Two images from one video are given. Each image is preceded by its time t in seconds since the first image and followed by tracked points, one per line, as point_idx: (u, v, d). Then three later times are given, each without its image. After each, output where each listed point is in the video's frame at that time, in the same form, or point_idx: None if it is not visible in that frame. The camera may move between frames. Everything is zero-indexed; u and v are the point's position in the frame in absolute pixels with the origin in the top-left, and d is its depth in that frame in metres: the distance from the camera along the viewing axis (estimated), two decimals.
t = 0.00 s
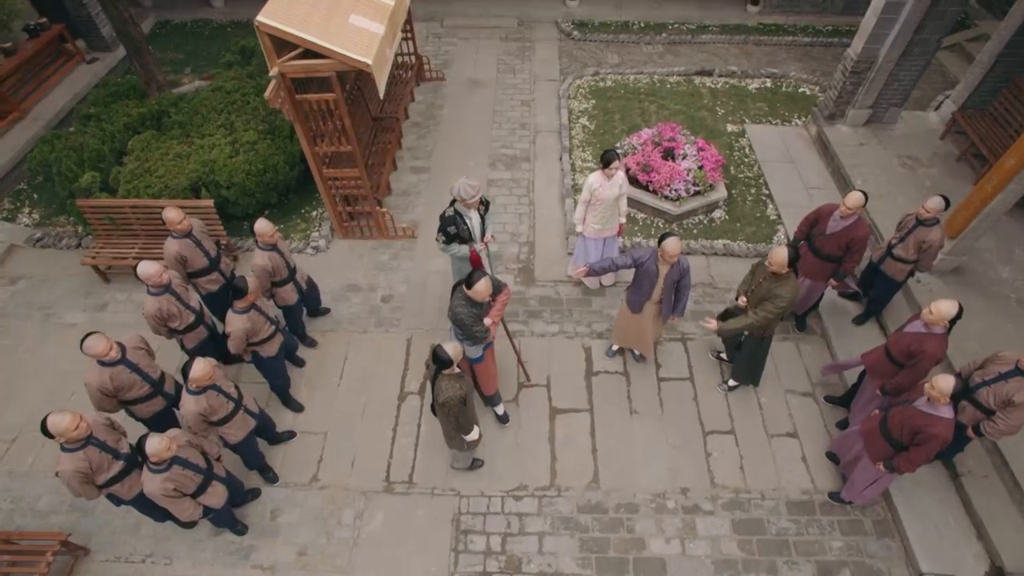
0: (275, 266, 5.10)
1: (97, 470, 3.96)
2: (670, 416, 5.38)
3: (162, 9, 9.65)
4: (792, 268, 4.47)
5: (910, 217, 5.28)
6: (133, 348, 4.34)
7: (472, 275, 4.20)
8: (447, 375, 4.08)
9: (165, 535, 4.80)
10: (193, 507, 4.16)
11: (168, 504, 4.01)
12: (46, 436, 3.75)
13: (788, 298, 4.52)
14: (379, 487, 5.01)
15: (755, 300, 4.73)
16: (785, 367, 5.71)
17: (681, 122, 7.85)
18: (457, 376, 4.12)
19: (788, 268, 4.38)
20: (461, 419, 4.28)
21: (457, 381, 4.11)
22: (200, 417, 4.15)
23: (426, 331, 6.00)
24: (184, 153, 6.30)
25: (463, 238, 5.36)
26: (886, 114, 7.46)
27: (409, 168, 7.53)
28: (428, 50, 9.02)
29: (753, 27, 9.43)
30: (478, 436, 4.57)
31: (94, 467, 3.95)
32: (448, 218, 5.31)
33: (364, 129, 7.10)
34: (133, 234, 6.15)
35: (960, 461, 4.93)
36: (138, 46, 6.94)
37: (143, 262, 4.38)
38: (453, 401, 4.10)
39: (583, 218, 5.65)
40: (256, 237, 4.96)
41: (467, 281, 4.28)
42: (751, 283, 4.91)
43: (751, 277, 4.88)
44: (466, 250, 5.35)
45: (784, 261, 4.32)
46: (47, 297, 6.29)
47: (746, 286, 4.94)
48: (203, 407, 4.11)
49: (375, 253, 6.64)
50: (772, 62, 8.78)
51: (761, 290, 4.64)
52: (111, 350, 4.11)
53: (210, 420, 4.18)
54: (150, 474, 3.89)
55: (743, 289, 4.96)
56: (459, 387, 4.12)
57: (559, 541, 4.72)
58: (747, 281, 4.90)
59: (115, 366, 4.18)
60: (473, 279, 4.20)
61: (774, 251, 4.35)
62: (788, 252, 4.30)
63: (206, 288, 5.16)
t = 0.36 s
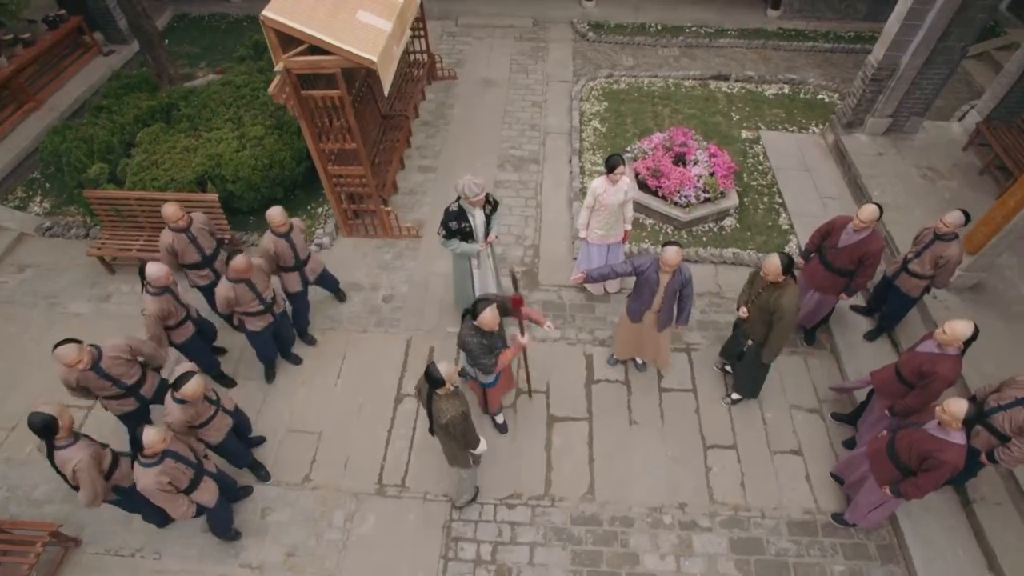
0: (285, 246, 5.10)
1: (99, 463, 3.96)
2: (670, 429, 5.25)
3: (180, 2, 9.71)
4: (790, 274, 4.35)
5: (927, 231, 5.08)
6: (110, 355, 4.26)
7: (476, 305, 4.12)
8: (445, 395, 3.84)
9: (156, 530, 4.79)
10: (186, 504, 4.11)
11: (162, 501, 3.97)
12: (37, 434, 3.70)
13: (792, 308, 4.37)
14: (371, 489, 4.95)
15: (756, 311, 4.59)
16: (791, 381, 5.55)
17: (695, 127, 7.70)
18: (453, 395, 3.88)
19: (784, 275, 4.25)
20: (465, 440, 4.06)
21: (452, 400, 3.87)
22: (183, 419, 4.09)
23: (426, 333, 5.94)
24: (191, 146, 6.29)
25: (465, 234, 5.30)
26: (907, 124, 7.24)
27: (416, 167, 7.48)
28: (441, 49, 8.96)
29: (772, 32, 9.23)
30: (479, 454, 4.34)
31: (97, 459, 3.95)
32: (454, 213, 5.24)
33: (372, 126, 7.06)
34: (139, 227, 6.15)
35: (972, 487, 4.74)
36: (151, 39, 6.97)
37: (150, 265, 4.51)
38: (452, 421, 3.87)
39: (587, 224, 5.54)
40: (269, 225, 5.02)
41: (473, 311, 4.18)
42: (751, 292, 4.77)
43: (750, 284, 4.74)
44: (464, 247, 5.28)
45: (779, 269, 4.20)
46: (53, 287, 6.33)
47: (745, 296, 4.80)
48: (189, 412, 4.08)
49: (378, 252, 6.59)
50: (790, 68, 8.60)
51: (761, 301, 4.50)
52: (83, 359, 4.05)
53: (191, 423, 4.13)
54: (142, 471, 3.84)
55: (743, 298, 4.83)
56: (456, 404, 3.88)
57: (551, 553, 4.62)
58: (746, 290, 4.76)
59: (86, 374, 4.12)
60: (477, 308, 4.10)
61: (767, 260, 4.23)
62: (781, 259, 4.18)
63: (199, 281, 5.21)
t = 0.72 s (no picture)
0: (303, 216, 5.23)
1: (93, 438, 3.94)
2: (677, 443, 5.11)
3: None
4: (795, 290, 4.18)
5: (961, 252, 4.84)
6: (59, 350, 4.22)
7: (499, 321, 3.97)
8: (451, 430, 3.73)
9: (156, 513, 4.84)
10: (211, 512, 3.95)
11: (185, 511, 3.79)
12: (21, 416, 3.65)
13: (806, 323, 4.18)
14: (369, 487, 4.91)
15: (767, 329, 4.37)
16: (807, 401, 5.35)
17: (721, 134, 7.52)
18: (458, 428, 3.75)
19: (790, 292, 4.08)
20: (471, 470, 3.96)
21: (458, 436, 3.74)
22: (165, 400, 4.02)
23: (435, 332, 5.89)
24: (214, 134, 6.34)
25: (484, 224, 5.23)
26: (945, 139, 6.94)
27: (436, 164, 7.44)
28: (468, 46, 8.92)
29: (808, 39, 8.96)
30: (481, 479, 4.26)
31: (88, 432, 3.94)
32: (476, 202, 5.17)
33: (393, 122, 7.05)
34: (159, 212, 6.22)
35: (994, 524, 4.50)
36: (181, 28, 7.06)
37: (138, 242, 4.67)
38: (463, 454, 3.75)
39: (601, 229, 5.46)
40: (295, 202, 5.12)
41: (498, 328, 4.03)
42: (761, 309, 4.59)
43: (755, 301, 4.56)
44: (483, 237, 5.20)
45: (781, 288, 4.05)
46: (75, 267, 6.45)
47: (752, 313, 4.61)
48: (173, 389, 4.03)
49: (392, 248, 6.57)
50: (825, 78, 8.34)
51: (770, 320, 4.33)
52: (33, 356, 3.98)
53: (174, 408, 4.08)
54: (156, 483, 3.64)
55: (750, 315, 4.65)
56: (465, 437, 3.77)
57: (546, 563, 4.52)
58: (751, 309, 4.59)
59: (42, 373, 4.06)
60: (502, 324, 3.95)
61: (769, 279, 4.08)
62: (782, 277, 4.04)
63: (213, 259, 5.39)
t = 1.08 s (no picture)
0: (319, 199, 5.21)
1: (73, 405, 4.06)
2: (685, 459, 4.96)
3: None
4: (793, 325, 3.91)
5: (1001, 278, 4.57)
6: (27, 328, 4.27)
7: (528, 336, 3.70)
8: (444, 447, 3.62)
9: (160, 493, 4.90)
10: (212, 511, 3.97)
11: (191, 514, 3.79)
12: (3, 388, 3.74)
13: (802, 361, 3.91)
14: (369, 481, 4.89)
15: (759, 363, 4.15)
16: (824, 424, 5.14)
17: (752, 143, 7.31)
18: (452, 441, 3.66)
19: (785, 329, 3.84)
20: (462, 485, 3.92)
21: (453, 449, 3.67)
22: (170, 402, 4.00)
23: (446, 329, 5.85)
24: (240, 121, 6.40)
25: (502, 216, 5.26)
26: (990, 158, 6.62)
27: (459, 161, 7.40)
28: (499, 44, 8.85)
29: (851, 49, 8.66)
30: (476, 491, 4.28)
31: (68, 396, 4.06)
32: (498, 193, 5.19)
33: (418, 116, 7.03)
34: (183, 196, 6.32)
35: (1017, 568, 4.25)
36: (216, 15, 7.14)
37: (131, 206, 4.85)
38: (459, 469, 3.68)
39: (617, 234, 5.34)
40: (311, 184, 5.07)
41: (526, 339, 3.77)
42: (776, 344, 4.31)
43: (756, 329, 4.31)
44: (499, 229, 5.22)
45: (777, 323, 3.82)
46: (101, 246, 6.58)
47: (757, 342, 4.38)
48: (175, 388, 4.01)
49: (409, 242, 6.55)
50: (865, 89, 8.05)
51: (763, 355, 4.09)
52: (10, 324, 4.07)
53: (175, 410, 4.05)
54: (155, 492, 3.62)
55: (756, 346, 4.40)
56: (459, 450, 3.69)
57: (541, 573, 4.43)
58: (749, 338, 4.34)
59: (16, 345, 4.11)
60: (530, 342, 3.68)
61: (765, 312, 3.86)
62: (781, 312, 3.79)
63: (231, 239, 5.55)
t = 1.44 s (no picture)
0: (332, 184, 5.22)
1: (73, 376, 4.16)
2: (691, 474, 4.82)
3: None
4: (782, 362, 3.60)
5: None
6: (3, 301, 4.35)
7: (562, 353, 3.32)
8: (424, 451, 3.58)
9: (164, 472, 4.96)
10: (207, 492, 4.03)
11: (185, 496, 3.84)
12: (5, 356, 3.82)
13: (784, 403, 3.65)
14: (368, 475, 4.86)
15: (739, 397, 3.91)
16: (840, 448, 4.94)
17: (783, 154, 7.10)
18: (433, 445, 3.63)
19: (773, 364, 3.52)
20: (451, 490, 3.91)
21: (435, 452, 3.64)
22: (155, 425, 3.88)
23: (456, 327, 5.80)
24: (266, 109, 6.45)
25: (521, 209, 5.19)
26: None
27: (481, 158, 7.34)
28: (530, 42, 8.77)
29: (894, 61, 8.34)
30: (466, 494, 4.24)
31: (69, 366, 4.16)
32: (518, 185, 5.08)
33: (443, 111, 7.00)
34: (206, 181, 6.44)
35: None
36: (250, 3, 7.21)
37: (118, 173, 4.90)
38: (440, 474, 3.66)
39: (638, 241, 5.16)
40: (325, 168, 5.10)
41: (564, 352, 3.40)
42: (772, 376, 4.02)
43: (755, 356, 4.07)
44: (518, 221, 5.17)
45: (764, 356, 3.50)
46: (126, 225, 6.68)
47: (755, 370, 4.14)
48: (156, 413, 3.89)
49: (426, 237, 6.52)
50: (907, 102, 7.74)
51: (746, 388, 3.82)
52: None
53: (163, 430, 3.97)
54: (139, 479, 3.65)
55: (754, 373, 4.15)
56: (441, 454, 3.67)
57: None
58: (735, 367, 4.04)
59: None
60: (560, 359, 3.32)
61: (753, 343, 3.54)
62: (770, 345, 3.46)
63: (242, 217, 5.58)
